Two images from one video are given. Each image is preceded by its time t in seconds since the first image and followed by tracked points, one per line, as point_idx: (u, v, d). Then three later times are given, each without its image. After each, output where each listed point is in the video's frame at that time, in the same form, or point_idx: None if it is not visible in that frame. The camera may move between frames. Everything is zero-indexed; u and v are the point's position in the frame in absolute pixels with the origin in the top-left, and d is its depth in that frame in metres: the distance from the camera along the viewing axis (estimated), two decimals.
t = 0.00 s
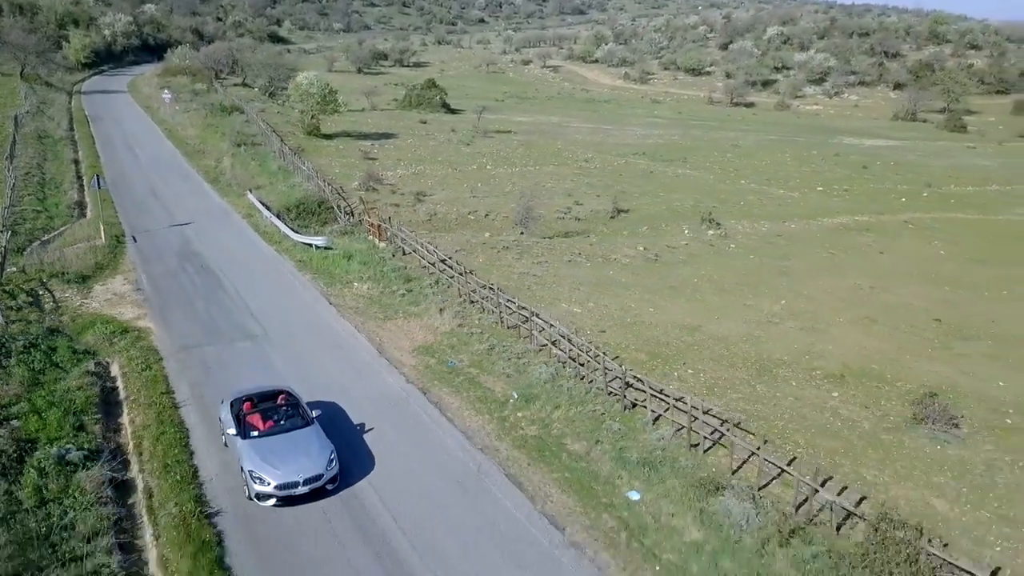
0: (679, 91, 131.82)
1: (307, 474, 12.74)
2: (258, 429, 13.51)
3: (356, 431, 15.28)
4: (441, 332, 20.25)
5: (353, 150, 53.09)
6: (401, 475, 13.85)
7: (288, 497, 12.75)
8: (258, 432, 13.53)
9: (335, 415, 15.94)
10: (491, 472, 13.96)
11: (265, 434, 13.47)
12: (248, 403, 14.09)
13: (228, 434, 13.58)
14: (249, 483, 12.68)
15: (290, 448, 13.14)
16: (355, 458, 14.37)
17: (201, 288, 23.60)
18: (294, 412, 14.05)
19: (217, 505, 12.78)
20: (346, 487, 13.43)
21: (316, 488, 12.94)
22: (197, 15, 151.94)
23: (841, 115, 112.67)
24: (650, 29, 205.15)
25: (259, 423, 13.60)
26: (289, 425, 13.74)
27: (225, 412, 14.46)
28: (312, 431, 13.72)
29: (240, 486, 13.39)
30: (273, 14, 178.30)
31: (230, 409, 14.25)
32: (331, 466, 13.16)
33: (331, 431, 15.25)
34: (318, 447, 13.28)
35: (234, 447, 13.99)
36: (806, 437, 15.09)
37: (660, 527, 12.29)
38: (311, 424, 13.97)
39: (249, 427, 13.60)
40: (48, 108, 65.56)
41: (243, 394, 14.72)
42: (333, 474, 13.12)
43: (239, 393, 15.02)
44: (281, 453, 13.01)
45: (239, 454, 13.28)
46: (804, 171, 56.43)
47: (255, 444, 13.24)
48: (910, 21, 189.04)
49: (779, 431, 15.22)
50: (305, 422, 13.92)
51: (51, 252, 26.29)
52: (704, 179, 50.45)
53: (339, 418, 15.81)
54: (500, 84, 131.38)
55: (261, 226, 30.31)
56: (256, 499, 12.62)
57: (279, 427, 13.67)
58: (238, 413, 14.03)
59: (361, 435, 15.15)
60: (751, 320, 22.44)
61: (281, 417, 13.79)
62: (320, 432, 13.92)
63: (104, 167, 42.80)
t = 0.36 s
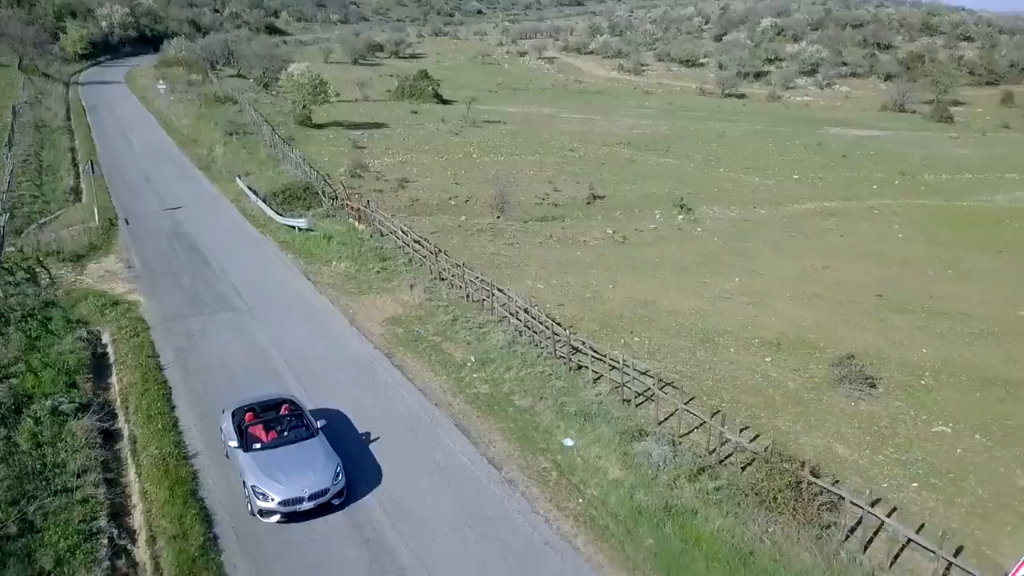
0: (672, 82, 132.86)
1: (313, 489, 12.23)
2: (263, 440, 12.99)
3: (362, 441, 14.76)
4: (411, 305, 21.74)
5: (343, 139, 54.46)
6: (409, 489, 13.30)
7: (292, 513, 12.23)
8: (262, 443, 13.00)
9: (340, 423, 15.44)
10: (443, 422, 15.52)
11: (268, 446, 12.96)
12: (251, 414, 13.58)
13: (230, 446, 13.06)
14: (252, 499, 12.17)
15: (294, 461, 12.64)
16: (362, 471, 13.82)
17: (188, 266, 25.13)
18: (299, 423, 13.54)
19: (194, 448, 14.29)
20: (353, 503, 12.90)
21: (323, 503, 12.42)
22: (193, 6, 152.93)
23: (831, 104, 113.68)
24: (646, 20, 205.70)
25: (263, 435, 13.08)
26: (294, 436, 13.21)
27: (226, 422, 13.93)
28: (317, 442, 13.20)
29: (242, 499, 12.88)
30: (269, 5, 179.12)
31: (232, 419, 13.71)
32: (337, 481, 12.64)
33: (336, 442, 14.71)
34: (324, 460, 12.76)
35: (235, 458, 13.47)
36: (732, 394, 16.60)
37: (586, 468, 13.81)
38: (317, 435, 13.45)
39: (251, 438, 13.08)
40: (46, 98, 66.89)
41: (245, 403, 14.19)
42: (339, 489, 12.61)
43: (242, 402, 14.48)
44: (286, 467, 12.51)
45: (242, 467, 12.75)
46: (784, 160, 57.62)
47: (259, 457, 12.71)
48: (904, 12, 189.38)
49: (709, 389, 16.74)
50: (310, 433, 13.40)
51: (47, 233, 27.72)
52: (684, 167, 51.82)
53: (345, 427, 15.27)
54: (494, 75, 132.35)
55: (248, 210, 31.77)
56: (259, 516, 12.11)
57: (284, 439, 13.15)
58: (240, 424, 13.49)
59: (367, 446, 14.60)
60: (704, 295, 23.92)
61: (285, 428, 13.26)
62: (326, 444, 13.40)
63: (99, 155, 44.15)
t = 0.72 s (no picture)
0: (665, 73, 133.71)
1: (319, 504, 11.79)
2: (266, 451, 12.59)
3: (369, 448, 14.33)
4: (384, 280, 23.17)
5: (333, 128, 55.74)
6: (418, 500, 12.86)
7: (297, 528, 11.79)
8: (266, 454, 12.58)
9: (345, 429, 15.04)
10: (405, 381, 16.99)
11: (272, 457, 12.53)
12: (253, 423, 13.16)
13: (233, 457, 12.62)
14: (256, 515, 11.72)
15: (299, 473, 12.23)
16: (369, 482, 13.34)
17: (178, 245, 26.63)
18: (304, 432, 13.14)
19: (177, 401, 15.81)
20: (361, 517, 12.43)
21: (329, 518, 11.96)
22: None
23: (822, 94, 114.45)
24: (642, 12, 205.99)
25: (266, 445, 12.66)
26: (299, 447, 12.78)
27: (230, 431, 13.54)
28: (323, 453, 12.78)
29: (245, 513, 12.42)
30: None
31: (235, 429, 13.30)
32: (345, 494, 12.19)
33: (343, 451, 14.25)
34: (330, 472, 12.33)
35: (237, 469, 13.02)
36: (671, 355, 18.13)
37: (529, 418, 15.33)
38: (322, 445, 13.05)
39: (254, 448, 12.66)
40: (44, 88, 68.24)
41: (249, 411, 13.80)
42: (346, 503, 12.15)
43: (243, 411, 14.06)
44: (291, 480, 12.08)
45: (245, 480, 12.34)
46: (765, 148, 58.81)
47: (262, 469, 12.30)
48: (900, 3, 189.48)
49: (650, 352, 18.26)
50: (315, 444, 12.97)
51: (44, 215, 29.15)
52: (665, 155, 53.10)
53: (350, 434, 14.84)
54: (488, 66, 133.20)
55: (237, 194, 33.17)
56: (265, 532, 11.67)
57: (288, 449, 12.73)
58: (243, 434, 13.09)
59: (374, 455, 14.14)
60: (662, 273, 25.38)
61: (289, 439, 12.83)
62: (331, 454, 12.96)
63: (95, 142, 45.51)
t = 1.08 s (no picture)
0: (658, 62, 134.42)
1: (324, 518, 11.42)
2: (270, 461, 12.22)
3: (375, 456, 13.94)
4: (361, 256, 24.61)
5: (324, 115, 56.98)
6: (426, 511, 12.51)
7: (302, 544, 11.41)
8: (269, 465, 12.20)
9: (350, 434, 14.71)
10: (372, 343, 18.46)
11: (275, 468, 12.15)
12: (256, 432, 12.79)
13: (235, 467, 12.27)
14: (261, 530, 11.34)
15: (304, 486, 11.85)
16: (376, 491, 12.97)
17: (167, 224, 28.10)
18: (308, 441, 12.75)
19: (161, 359, 17.32)
20: (368, 530, 12.07)
21: (334, 532, 11.59)
22: None
23: (812, 83, 115.24)
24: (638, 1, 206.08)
25: (270, 455, 12.29)
26: (303, 458, 12.39)
27: (231, 439, 13.20)
28: (329, 463, 12.40)
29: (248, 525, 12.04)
30: None
31: (236, 438, 12.96)
32: (351, 507, 11.82)
33: (349, 458, 13.91)
34: (336, 485, 11.94)
35: (239, 481, 12.62)
36: (620, 322, 19.62)
37: (483, 374, 16.84)
38: (327, 454, 12.65)
39: (257, 458, 12.28)
40: (42, 76, 69.48)
41: (252, 419, 13.47)
42: (352, 516, 11.78)
43: (245, 418, 13.68)
44: (296, 493, 11.69)
45: (247, 492, 11.98)
46: (747, 135, 59.97)
47: (266, 481, 11.93)
48: None
49: (600, 318, 19.77)
50: (321, 453, 12.57)
51: (40, 196, 30.54)
52: (648, 142, 54.36)
53: (355, 441, 14.48)
54: (482, 55, 133.91)
55: (226, 178, 34.52)
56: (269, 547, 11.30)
57: (291, 459, 12.35)
58: (244, 443, 12.73)
59: (380, 463, 13.79)
60: (625, 250, 26.79)
61: (294, 449, 12.44)
62: (337, 464, 12.56)
63: (91, 129, 46.86)
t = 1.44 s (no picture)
0: (652, 49, 134.94)
1: (332, 531, 10.99)
2: (276, 469, 11.84)
3: (383, 465, 13.53)
4: (340, 231, 26.09)
5: (315, 102, 58.20)
6: (440, 525, 12.05)
7: (309, 558, 10.99)
8: (275, 473, 11.82)
9: (357, 442, 14.29)
10: (345, 309, 19.98)
11: (281, 477, 11.75)
12: (260, 440, 12.42)
13: (238, 476, 11.87)
14: (265, 543, 10.91)
15: (310, 497, 11.43)
16: (386, 502, 12.56)
17: (159, 202, 29.63)
18: (314, 449, 12.34)
19: (150, 321, 18.89)
20: (378, 543, 11.62)
21: (343, 545, 11.14)
22: None
23: (804, 70, 115.92)
24: None
25: (275, 464, 11.89)
26: (310, 466, 11.97)
27: (234, 446, 12.80)
28: (336, 472, 11.98)
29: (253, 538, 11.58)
30: None
31: (240, 445, 12.57)
32: (360, 519, 11.37)
33: (356, 466, 13.50)
34: (344, 495, 11.51)
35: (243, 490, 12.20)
36: (576, 291, 21.15)
37: (445, 334, 18.33)
38: (335, 462, 12.24)
39: (262, 467, 11.89)
40: (39, 63, 70.66)
41: (255, 425, 13.09)
42: (361, 529, 11.32)
43: (249, 424, 13.27)
44: (304, 505, 11.28)
45: (252, 501, 11.57)
46: (730, 121, 61.15)
47: (272, 491, 11.52)
48: None
49: (558, 288, 21.30)
50: (328, 462, 12.16)
51: (38, 177, 31.96)
52: (632, 127, 55.62)
53: (363, 447, 14.09)
54: (477, 42, 134.39)
55: (217, 161, 35.86)
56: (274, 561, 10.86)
57: (298, 467, 11.94)
58: (248, 451, 12.33)
59: (389, 472, 13.36)
60: (593, 228, 28.23)
61: (300, 458, 12.03)
62: (344, 473, 12.13)
63: (87, 114, 48.18)
